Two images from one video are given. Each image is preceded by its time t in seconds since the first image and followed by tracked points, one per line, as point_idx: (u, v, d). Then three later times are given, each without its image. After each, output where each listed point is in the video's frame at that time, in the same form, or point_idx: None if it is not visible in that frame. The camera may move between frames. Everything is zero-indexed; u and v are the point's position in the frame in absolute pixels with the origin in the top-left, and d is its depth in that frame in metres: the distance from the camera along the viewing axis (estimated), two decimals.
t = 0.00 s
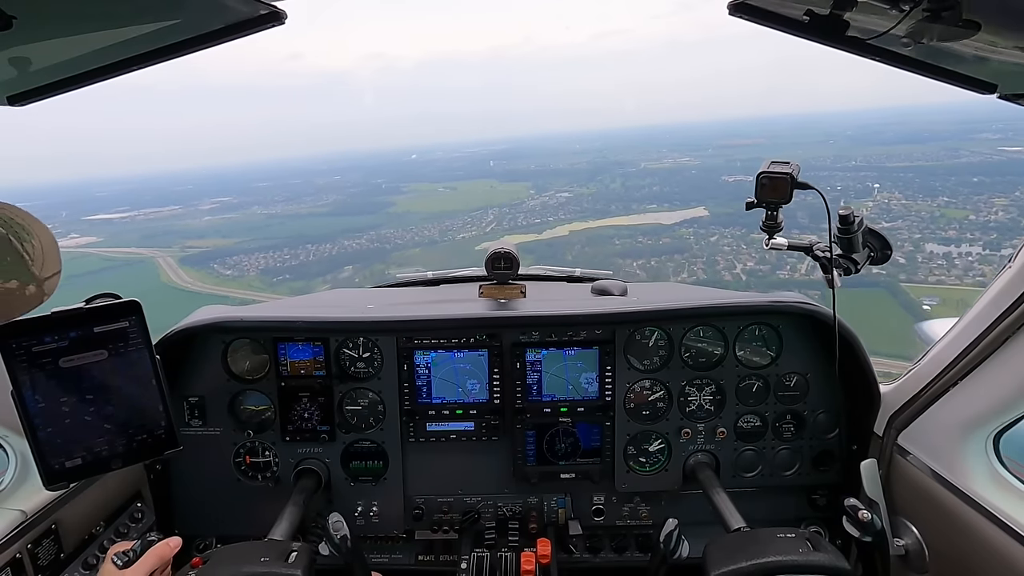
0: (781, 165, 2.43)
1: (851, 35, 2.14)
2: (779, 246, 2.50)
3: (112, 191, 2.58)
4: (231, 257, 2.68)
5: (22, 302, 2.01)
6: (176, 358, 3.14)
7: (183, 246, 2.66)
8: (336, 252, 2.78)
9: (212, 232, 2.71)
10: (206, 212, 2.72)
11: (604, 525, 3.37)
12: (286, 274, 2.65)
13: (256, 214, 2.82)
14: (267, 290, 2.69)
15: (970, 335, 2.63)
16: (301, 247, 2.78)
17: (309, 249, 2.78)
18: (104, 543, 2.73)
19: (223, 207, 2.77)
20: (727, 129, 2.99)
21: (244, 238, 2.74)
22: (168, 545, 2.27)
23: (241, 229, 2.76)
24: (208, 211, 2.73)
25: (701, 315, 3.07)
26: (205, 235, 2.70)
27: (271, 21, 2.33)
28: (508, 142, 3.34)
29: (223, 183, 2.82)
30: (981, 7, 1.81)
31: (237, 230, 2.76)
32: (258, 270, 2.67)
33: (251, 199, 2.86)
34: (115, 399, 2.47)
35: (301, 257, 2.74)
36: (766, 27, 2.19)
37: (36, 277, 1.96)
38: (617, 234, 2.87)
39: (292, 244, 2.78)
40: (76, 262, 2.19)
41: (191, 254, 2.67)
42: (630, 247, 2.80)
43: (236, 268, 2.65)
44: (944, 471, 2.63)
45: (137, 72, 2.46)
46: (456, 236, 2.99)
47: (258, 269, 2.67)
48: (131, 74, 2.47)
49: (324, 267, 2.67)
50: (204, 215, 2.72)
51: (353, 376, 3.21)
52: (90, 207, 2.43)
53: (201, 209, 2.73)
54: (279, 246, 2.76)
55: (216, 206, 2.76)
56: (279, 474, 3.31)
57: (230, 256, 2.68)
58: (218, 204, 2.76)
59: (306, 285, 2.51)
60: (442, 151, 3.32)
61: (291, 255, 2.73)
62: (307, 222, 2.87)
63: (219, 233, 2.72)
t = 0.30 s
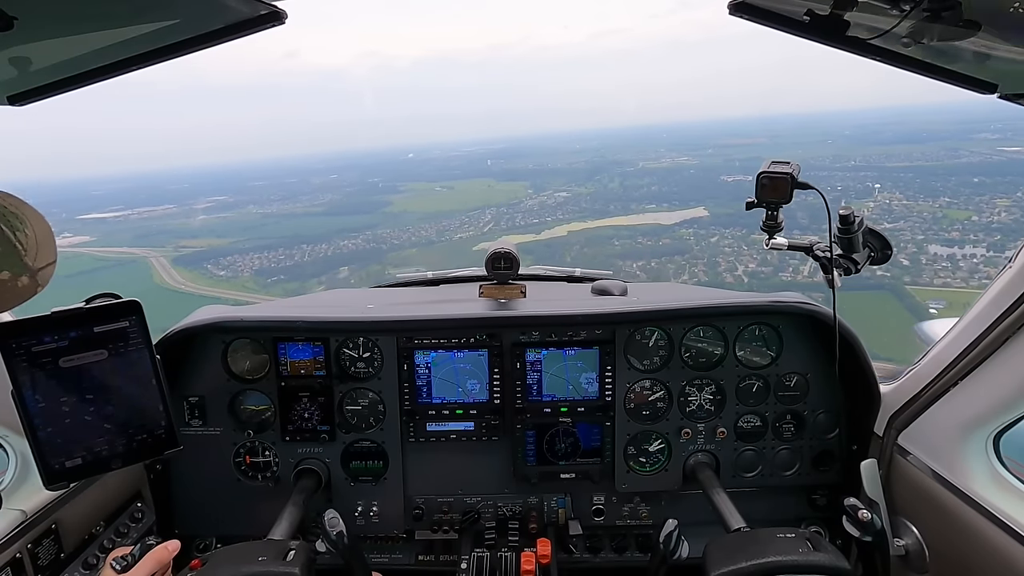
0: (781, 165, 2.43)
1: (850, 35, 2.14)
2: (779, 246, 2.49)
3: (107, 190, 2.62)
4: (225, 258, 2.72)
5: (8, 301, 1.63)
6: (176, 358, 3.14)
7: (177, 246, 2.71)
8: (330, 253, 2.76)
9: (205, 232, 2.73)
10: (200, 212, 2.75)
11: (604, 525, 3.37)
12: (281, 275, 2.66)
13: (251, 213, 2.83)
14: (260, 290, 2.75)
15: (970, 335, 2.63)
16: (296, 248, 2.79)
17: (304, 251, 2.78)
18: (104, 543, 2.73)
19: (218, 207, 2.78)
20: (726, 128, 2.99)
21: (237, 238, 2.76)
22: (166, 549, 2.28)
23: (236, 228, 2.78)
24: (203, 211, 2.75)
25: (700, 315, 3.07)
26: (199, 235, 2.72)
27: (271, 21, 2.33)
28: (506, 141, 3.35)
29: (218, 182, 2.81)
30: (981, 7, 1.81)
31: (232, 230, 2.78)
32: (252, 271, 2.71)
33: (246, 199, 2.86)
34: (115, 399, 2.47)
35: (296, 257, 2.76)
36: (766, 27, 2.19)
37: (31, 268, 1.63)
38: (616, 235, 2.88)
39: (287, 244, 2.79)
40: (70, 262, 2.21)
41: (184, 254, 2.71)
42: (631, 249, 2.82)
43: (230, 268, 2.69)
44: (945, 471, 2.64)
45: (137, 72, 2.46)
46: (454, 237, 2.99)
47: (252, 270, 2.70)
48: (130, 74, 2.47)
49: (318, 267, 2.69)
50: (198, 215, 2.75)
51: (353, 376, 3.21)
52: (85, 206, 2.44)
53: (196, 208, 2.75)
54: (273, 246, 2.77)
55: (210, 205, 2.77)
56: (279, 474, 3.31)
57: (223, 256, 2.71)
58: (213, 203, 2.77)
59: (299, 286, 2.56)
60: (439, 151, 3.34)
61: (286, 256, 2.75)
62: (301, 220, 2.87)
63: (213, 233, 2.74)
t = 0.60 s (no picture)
0: (782, 165, 2.43)
1: (850, 35, 2.14)
2: (779, 246, 2.49)
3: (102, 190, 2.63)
4: (220, 259, 2.73)
5: None
6: (176, 358, 3.14)
7: (171, 247, 2.70)
8: (326, 254, 2.79)
9: (198, 233, 2.72)
10: (196, 212, 2.71)
11: (604, 525, 3.37)
12: (275, 277, 2.71)
13: (247, 214, 2.80)
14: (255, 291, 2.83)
15: (970, 336, 2.63)
16: (291, 249, 2.80)
17: (298, 254, 2.79)
18: (105, 543, 2.74)
19: (215, 206, 2.76)
20: (726, 128, 2.99)
21: (234, 239, 2.74)
22: (166, 548, 2.27)
23: (232, 229, 2.76)
24: (198, 211, 2.72)
25: (700, 315, 3.07)
26: (194, 235, 2.72)
27: (271, 21, 2.33)
28: (504, 140, 3.32)
29: (213, 182, 2.77)
30: (981, 6, 1.81)
31: (228, 230, 2.76)
32: (246, 272, 2.75)
33: (242, 198, 2.81)
34: (115, 399, 2.47)
35: (292, 258, 2.76)
36: (766, 27, 2.19)
37: (13, 249, 1.89)
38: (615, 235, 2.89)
39: (283, 245, 2.79)
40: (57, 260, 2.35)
41: (178, 255, 2.72)
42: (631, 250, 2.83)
43: (224, 269, 2.72)
44: (945, 471, 2.64)
45: (136, 72, 2.46)
46: (453, 237, 3.02)
47: (245, 271, 2.73)
48: (130, 74, 2.47)
49: (313, 270, 2.70)
50: (194, 215, 2.72)
51: (353, 376, 3.21)
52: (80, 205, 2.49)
53: (191, 208, 2.71)
54: (270, 247, 2.76)
55: (206, 204, 2.74)
56: (279, 474, 3.31)
57: (219, 257, 2.72)
58: (209, 203, 2.74)
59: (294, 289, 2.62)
60: (435, 150, 3.29)
61: (281, 257, 2.75)
62: (295, 221, 2.87)
63: (208, 234, 2.74)
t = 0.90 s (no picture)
0: (781, 165, 2.43)
1: (850, 35, 2.14)
2: (779, 246, 2.50)
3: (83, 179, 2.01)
4: (214, 261, 2.62)
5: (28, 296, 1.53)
6: (176, 358, 3.14)
7: (167, 249, 2.52)
8: (323, 256, 2.74)
9: (193, 233, 2.58)
10: (193, 213, 2.57)
11: (604, 525, 3.37)
12: (271, 279, 2.58)
13: (245, 214, 2.71)
14: (252, 295, 2.66)
15: (970, 335, 2.63)
16: (288, 250, 2.75)
17: (297, 253, 2.75)
18: (105, 543, 2.74)
19: (211, 207, 2.64)
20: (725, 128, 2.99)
21: (232, 240, 2.65)
22: (166, 553, 2.18)
23: (229, 229, 2.67)
24: (195, 212, 2.58)
25: (700, 315, 3.07)
26: (189, 236, 2.58)
27: (271, 21, 2.33)
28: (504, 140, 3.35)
29: (212, 182, 2.64)
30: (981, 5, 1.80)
31: (224, 231, 2.67)
32: (242, 274, 2.63)
33: (239, 198, 2.72)
34: (115, 399, 2.48)
35: (287, 261, 2.68)
36: (766, 27, 2.19)
37: (58, 265, 1.52)
38: (615, 236, 2.88)
39: (280, 246, 2.74)
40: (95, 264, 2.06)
41: (173, 258, 2.56)
42: (630, 252, 2.81)
43: (219, 272, 2.60)
44: (945, 471, 2.63)
45: (137, 72, 2.45)
46: (449, 237, 3.01)
47: (242, 273, 2.63)
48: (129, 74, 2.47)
49: (310, 272, 2.60)
50: (189, 216, 2.57)
51: (353, 376, 3.21)
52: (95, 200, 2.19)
53: (188, 209, 2.57)
54: (265, 249, 2.69)
55: (203, 205, 2.61)
56: (279, 474, 3.31)
57: (213, 259, 2.62)
58: (205, 204, 2.61)
59: (292, 286, 2.50)
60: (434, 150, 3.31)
61: (276, 259, 2.67)
62: (292, 223, 2.83)
63: (206, 235, 2.62)
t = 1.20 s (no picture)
0: (781, 165, 2.44)
1: (850, 35, 2.14)
2: (779, 246, 2.51)
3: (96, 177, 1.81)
4: (211, 262, 2.57)
5: None
6: (176, 358, 3.14)
7: (164, 250, 2.24)
8: (321, 258, 2.73)
9: (191, 233, 2.45)
10: (190, 213, 2.46)
11: (604, 525, 3.37)
12: (268, 282, 2.57)
13: (243, 214, 2.64)
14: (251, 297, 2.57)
15: (971, 336, 2.62)
16: (284, 251, 2.70)
17: (292, 255, 2.71)
18: (105, 543, 2.74)
19: (209, 207, 2.54)
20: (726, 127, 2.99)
21: (228, 241, 2.59)
22: (164, 554, 2.17)
23: (226, 229, 2.60)
24: (195, 212, 2.48)
25: (701, 315, 3.07)
26: (187, 237, 2.43)
27: (271, 22, 2.34)
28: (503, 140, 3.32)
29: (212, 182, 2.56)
30: (980, 5, 1.80)
31: (221, 231, 2.59)
32: (239, 276, 2.63)
33: (238, 198, 2.66)
34: (115, 399, 2.49)
35: (285, 263, 2.66)
36: (766, 27, 2.18)
37: None
38: (618, 236, 2.90)
39: (276, 248, 2.70)
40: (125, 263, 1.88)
41: (170, 258, 2.30)
42: (633, 254, 2.81)
43: (216, 273, 2.56)
44: (945, 472, 2.63)
45: (137, 72, 2.46)
46: (449, 238, 3.02)
47: (238, 275, 2.63)
48: (130, 74, 2.47)
49: (308, 274, 2.63)
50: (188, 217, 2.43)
51: (353, 376, 3.21)
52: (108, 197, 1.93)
53: (186, 208, 2.42)
54: (262, 250, 2.67)
55: (201, 205, 2.51)
56: (279, 474, 3.31)
57: (209, 260, 2.55)
58: (202, 203, 2.51)
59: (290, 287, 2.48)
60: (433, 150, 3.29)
61: (274, 259, 2.65)
62: (290, 222, 2.80)
63: (204, 237, 2.53)
